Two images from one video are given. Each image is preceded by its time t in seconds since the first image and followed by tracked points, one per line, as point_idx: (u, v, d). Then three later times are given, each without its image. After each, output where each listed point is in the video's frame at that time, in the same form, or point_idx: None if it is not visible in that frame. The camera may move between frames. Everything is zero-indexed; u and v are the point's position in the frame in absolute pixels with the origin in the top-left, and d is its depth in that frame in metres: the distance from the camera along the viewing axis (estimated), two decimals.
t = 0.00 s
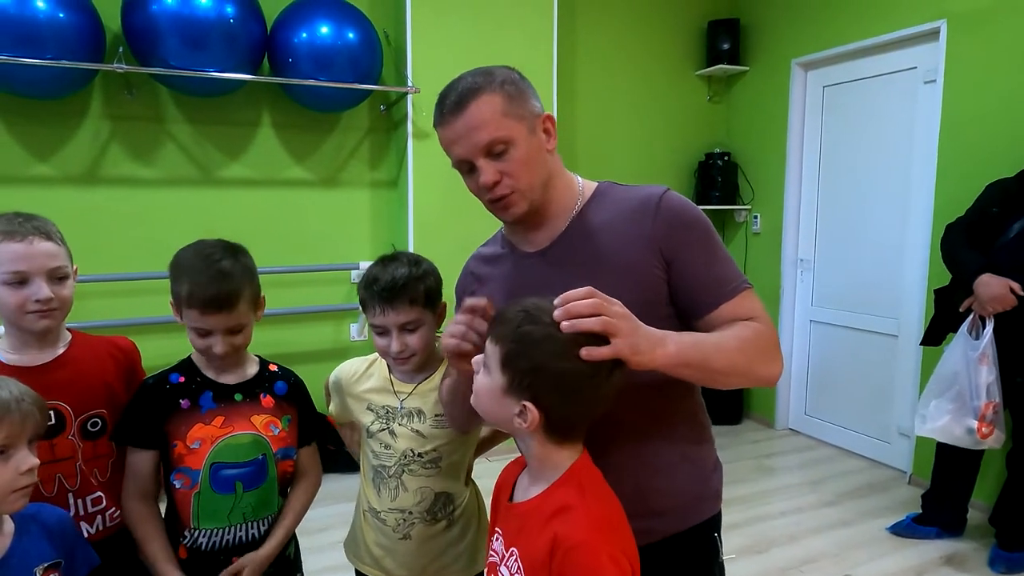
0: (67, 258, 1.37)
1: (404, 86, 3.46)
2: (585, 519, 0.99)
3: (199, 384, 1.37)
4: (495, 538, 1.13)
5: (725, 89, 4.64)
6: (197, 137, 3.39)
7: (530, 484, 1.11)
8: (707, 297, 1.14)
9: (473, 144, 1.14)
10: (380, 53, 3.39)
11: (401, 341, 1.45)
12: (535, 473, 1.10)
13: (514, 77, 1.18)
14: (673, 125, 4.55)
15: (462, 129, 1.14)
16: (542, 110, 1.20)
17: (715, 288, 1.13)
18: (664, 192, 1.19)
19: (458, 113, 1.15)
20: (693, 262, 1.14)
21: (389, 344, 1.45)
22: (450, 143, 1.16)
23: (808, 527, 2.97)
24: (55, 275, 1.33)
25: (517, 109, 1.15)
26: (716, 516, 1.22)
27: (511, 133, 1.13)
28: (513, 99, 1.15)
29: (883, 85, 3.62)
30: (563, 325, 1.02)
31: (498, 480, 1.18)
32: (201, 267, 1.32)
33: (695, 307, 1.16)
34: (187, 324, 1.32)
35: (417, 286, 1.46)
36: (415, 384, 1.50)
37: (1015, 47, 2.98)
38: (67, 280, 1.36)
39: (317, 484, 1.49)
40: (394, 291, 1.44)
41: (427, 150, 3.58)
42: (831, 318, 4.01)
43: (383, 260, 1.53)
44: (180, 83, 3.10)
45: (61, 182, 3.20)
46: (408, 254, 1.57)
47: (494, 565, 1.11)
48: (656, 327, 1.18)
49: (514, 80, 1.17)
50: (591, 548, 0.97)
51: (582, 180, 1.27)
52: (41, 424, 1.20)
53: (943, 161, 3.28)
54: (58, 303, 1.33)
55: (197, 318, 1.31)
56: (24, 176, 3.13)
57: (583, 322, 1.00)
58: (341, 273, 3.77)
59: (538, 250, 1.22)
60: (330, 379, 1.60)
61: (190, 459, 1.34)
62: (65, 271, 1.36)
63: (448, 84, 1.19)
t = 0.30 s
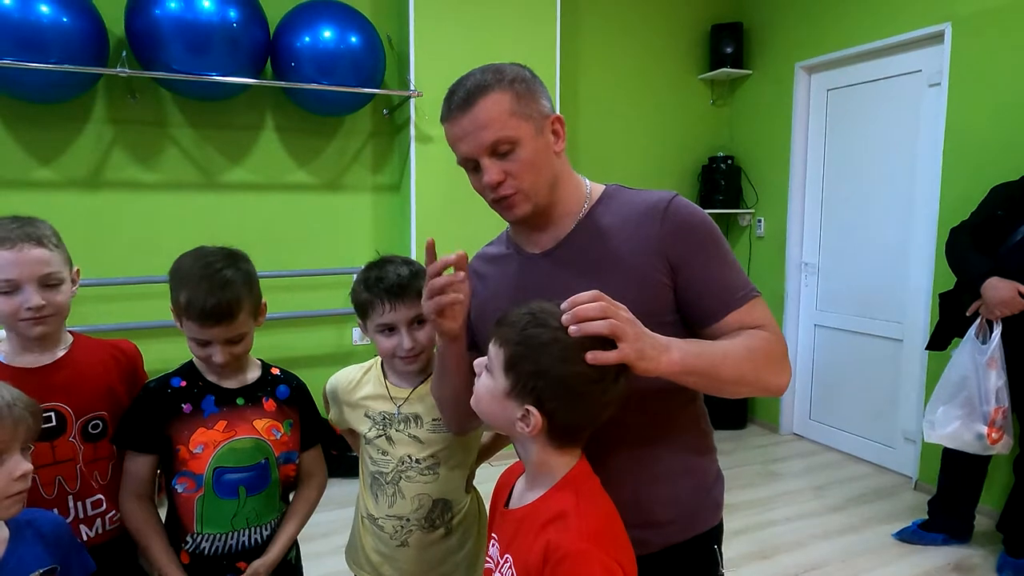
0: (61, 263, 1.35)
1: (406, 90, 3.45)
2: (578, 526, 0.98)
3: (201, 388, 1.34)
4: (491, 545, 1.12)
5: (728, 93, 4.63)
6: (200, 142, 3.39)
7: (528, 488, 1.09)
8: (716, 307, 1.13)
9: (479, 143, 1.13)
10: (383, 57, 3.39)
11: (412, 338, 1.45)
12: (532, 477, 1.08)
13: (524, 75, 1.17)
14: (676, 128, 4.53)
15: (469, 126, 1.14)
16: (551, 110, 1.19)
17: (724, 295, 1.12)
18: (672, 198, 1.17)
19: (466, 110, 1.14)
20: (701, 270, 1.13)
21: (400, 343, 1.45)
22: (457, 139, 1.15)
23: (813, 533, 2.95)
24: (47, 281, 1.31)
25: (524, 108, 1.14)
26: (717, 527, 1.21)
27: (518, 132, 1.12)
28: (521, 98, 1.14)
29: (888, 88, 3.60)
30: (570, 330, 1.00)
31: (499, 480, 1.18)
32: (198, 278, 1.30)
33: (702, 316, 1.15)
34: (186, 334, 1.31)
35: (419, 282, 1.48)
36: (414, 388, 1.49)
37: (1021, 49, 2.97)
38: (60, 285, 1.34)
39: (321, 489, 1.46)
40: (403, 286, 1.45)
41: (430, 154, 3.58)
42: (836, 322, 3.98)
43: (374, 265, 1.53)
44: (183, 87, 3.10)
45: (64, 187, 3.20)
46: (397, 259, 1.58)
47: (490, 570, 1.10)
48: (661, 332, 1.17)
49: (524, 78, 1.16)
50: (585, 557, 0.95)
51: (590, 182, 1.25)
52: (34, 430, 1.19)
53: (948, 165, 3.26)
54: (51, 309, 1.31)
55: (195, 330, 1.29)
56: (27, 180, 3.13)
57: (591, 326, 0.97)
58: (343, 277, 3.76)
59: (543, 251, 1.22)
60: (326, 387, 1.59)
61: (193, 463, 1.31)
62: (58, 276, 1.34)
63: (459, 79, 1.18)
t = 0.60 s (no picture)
0: (30, 282, 1.29)
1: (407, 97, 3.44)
2: (584, 555, 0.97)
3: (196, 403, 1.32)
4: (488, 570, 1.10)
5: (729, 99, 4.61)
6: (199, 149, 3.38)
7: (526, 513, 1.07)
8: (714, 320, 1.11)
9: (463, 165, 1.11)
10: (383, 64, 3.38)
11: (395, 352, 1.48)
12: (533, 500, 1.06)
13: (505, 92, 1.16)
14: (678, 135, 4.52)
15: (451, 149, 1.11)
16: (535, 126, 1.17)
17: (722, 309, 1.10)
18: (664, 211, 1.16)
19: (446, 133, 1.11)
20: (696, 284, 1.11)
21: (384, 357, 1.47)
22: (439, 163, 1.13)
23: (817, 544, 2.92)
24: (10, 302, 1.26)
25: (507, 127, 1.12)
26: (717, 549, 1.18)
27: (503, 152, 1.10)
28: (503, 117, 1.12)
29: (890, 94, 3.58)
30: (570, 345, 0.97)
31: (492, 501, 1.16)
32: (196, 295, 1.28)
33: (700, 331, 1.13)
34: (182, 350, 1.29)
35: (407, 295, 1.51)
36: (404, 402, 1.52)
37: None
38: (28, 305, 1.29)
39: (318, 508, 1.43)
40: (388, 299, 1.48)
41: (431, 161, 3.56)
42: (839, 330, 3.96)
43: (365, 276, 1.57)
44: (183, 95, 3.09)
45: (62, 195, 3.18)
46: (389, 270, 1.62)
47: None
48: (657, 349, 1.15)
49: (504, 95, 1.14)
50: None
51: (580, 196, 1.24)
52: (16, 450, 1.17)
53: (952, 172, 3.24)
54: (14, 331, 1.27)
55: (191, 346, 1.27)
56: (26, 188, 3.12)
57: (592, 340, 0.94)
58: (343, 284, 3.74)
59: (533, 269, 1.20)
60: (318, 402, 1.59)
61: (186, 480, 1.29)
62: (26, 296, 1.28)
63: (436, 101, 1.16)
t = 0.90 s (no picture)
0: (8, 295, 1.24)
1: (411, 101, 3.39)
2: None
3: (192, 421, 1.26)
4: None
5: (737, 102, 4.55)
6: (200, 154, 3.33)
7: (540, 550, 1.03)
8: (728, 335, 1.05)
9: (458, 182, 1.05)
10: (386, 68, 3.33)
11: (395, 369, 1.46)
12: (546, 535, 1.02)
13: (498, 102, 1.11)
14: (686, 138, 4.46)
15: (445, 165, 1.06)
16: (532, 136, 1.12)
17: (737, 324, 1.04)
18: (671, 221, 1.11)
19: (439, 148, 1.06)
20: (706, 297, 1.06)
21: (383, 374, 1.46)
22: (434, 180, 1.08)
23: (829, 558, 2.86)
24: None
25: (502, 139, 1.07)
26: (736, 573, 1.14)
27: (500, 166, 1.05)
28: (498, 129, 1.07)
29: (901, 97, 3.53)
30: (585, 369, 0.92)
31: (495, 534, 1.12)
32: (192, 314, 1.23)
33: (713, 347, 1.07)
34: (179, 369, 1.24)
35: (410, 310, 1.50)
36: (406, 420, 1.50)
37: None
38: (7, 319, 1.24)
39: (315, 532, 1.37)
40: (388, 315, 1.47)
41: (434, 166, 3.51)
42: (849, 336, 3.90)
43: (370, 287, 1.56)
44: (183, 99, 3.04)
45: (62, 201, 3.14)
46: (394, 281, 1.61)
47: None
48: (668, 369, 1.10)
49: (498, 106, 1.10)
50: None
51: (582, 208, 1.19)
52: None
53: (966, 176, 3.18)
54: None
55: (189, 364, 1.22)
56: (25, 194, 3.08)
57: (609, 363, 0.89)
58: (346, 291, 3.69)
59: (535, 287, 1.15)
60: (317, 417, 1.60)
61: (180, 501, 1.23)
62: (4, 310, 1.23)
63: (427, 116, 1.11)
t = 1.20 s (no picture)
0: None
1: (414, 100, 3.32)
2: None
3: (181, 436, 1.20)
4: None
5: (747, 101, 4.46)
6: (201, 154, 3.27)
7: None
8: (752, 345, 0.97)
9: (461, 173, 0.99)
10: (390, 66, 3.26)
11: (394, 382, 1.42)
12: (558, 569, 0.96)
13: (509, 92, 1.05)
14: (694, 137, 4.38)
15: (447, 155, 1.00)
16: (543, 128, 1.05)
17: (761, 334, 0.97)
18: (690, 223, 1.03)
19: (442, 137, 1.00)
20: (727, 304, 0.98)
21: (382, 386, 1.42)
22: (435, 171, 1.02)
23: (843, 568, 2.78)
24: None
25: (511, 129, 1.01)
26: None
27: (506, 157, 0.99)
28: (507, 118, 1.01)
29: (916, 95, 3.44)
30: (603, 385, 0.85)
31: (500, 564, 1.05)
32: (179, 323, 1.16)
33: (736, 358, 1.00)
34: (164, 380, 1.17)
35: (411, 319, 1.46)
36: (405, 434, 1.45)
37: None
38: None
39: (310, 550, 1.30)
40: (389, 324, 1.44)
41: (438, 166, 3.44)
42: (862, 340, 3.81)
43: (371, 293, 1.53)
44: (183, 98, 2.98)
45: (60, 201, 3.08)
46: (396, 287, 1.57)
47: None
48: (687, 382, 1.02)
49: (509, 95, 1.04)
50: None
51: (593, 209, 1.11)
52: None
53: (985, 176, 3.09)
54: None
55: (175, 377, 1.15)
56: (22, 195, 3.02)
57: (630, 377, 0.82)
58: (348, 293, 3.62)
59: (541, 292, 1.08)
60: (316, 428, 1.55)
61: (166, 522, 1.18)
62: None
63: (433, 103, 1.05)
